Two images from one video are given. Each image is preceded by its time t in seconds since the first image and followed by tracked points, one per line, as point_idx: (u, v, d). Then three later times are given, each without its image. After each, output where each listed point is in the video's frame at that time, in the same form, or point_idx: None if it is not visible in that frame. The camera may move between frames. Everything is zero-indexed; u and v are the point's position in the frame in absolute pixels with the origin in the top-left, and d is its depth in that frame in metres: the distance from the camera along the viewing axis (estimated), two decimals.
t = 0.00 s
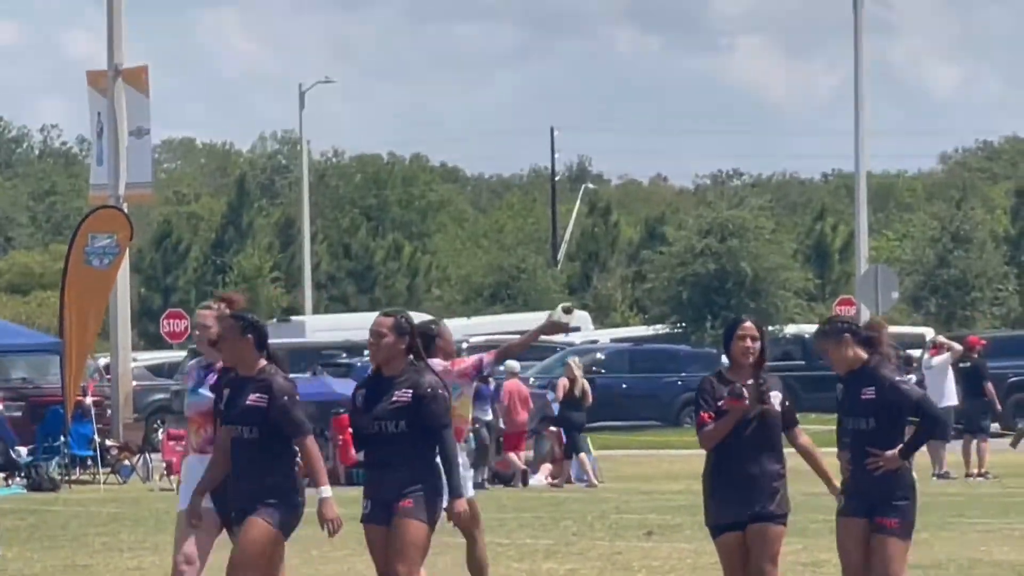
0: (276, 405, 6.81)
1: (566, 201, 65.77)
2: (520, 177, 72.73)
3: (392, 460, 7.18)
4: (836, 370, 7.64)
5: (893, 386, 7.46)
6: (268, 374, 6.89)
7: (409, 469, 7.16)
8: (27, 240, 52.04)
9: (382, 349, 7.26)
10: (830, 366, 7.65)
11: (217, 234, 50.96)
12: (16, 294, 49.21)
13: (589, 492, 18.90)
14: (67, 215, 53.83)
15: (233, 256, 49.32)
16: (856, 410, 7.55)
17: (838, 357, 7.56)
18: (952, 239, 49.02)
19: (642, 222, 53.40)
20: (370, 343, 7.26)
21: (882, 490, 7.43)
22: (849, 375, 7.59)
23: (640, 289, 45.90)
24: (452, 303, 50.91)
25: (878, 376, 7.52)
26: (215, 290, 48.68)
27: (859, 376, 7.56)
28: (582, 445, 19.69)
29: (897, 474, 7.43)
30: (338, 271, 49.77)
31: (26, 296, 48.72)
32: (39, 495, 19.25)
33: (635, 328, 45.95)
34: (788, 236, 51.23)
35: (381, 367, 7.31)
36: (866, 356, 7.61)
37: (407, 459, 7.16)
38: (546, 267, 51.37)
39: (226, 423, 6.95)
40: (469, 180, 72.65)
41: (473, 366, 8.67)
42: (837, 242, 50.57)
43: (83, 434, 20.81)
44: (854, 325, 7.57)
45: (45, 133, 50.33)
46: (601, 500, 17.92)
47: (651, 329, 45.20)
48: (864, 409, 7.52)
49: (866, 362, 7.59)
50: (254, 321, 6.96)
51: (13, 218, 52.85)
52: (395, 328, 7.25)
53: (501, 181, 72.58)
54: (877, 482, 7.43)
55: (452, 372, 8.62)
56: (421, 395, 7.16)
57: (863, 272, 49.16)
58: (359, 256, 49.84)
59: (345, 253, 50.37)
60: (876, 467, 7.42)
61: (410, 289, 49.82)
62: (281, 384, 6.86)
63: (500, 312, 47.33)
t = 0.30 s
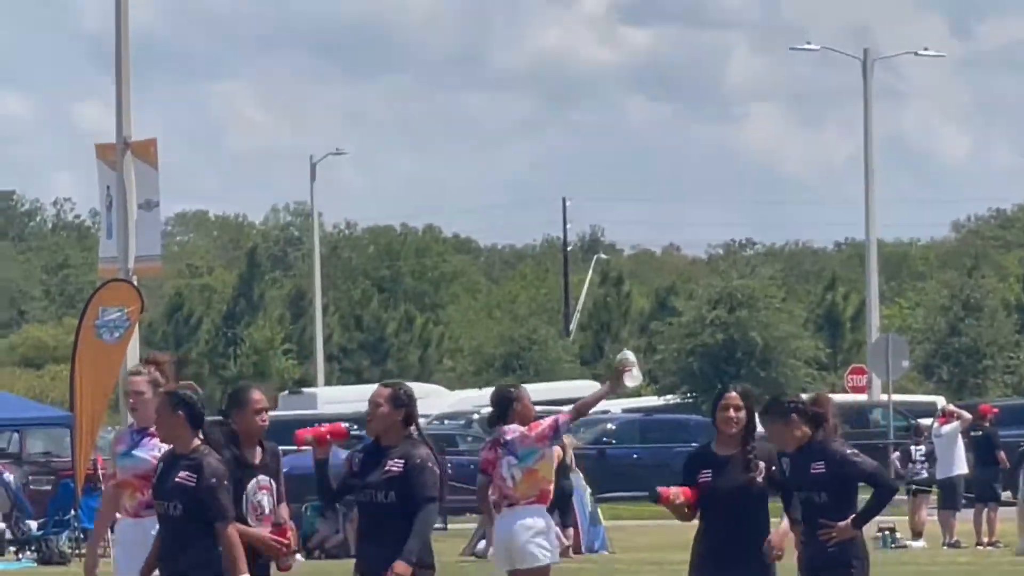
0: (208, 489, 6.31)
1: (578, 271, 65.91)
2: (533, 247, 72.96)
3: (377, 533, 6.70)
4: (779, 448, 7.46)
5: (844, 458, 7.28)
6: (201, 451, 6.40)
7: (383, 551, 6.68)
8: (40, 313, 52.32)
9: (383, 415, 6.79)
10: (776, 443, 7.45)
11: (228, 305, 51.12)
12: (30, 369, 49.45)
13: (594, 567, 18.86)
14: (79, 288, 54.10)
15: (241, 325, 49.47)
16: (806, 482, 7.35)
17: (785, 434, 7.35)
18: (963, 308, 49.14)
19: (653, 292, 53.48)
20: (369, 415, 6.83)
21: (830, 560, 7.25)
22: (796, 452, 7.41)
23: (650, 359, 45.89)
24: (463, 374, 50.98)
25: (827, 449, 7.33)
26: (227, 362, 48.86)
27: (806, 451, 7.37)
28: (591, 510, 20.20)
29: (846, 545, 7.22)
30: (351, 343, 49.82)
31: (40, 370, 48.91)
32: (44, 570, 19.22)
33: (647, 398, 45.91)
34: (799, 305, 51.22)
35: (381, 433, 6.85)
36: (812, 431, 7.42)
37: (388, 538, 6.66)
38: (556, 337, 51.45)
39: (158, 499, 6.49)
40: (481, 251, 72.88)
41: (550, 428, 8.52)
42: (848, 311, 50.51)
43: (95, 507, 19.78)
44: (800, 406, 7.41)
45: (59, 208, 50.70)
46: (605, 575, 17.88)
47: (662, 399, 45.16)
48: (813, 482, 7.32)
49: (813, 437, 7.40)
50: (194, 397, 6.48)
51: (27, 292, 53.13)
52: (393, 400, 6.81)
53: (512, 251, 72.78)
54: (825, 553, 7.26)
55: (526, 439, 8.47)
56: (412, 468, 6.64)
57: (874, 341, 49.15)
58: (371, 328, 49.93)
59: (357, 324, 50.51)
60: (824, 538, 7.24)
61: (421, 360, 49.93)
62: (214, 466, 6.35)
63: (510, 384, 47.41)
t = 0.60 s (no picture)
0: (204, 505, 8.11)
1: (577, 331, 80.26)
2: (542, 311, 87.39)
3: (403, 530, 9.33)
4: (679, 472, 9.37)
5: (729, 485, 9.29)
6: (207, 473, 8.22)
7: (407, 548, 9.29)
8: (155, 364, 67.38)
9: (410, 441, 9.34)
10: (680, 468, 9.34)
11: (302, 359, 65.14)
12: (148, 408, 63.31)
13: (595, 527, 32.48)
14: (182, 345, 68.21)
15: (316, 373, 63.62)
16: (700, 501, 9.34)
17: (684, 464, 9.27)
18: (878, 356, 63.79)
19: (636, 346, 67.81)
20: (403, 442, 9.43)
21: (718, 562, 9.24)
22: (693, 475, 9.33)
23: (631, 398, 59.93)
24: (486, 410, 64.99)
25: (715, 476, 9.32)
26: (303, 402, 62.61)
27: (701, 475, 9.34)
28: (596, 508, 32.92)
29: (728, 551, 9.23)
30: (399, 388, 63.72)
31: (157, 410, 62.79)
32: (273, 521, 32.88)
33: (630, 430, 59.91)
34: (749, 357, 65.55)
35: (409, 457, 9.41)
36: (706, 458, 9.35)
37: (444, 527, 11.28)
38: (561, 380, 65.63)
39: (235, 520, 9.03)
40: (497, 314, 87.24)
41: (610, 459, 10.46)
42: (788, 359, 64.62)
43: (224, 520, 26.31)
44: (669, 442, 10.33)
45: (170, 282, 64.87)
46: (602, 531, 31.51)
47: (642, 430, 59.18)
48: (705, 500, 9.32)
49: (707, 464, 9.33)
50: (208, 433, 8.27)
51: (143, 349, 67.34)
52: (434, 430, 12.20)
53: (522, 316, 87.08)
54: (714, 559, 9.24)
55: (594, 466, 10.34)
56: (429, 484, 9.25)
57: (807, 385, 63.25)
58: (414, 375, 63.80)
59: (404, 372, 64.43)
60: (714, 546, 9.24)
61: (454, 402, 63.67)
62: (214, 488, 8.16)
63: (525, 419, 61.46)
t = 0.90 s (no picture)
0: (221, 495, 10.48)
1: (578, 354, 95.36)
2: (549, 339, 102.39)
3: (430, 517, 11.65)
4: (626, 468, 11.97)
5: (662, 477, 11.81)
6: (220, 472, 10.58)
7: (432, 533, 11.63)
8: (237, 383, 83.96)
9: (439, 445, 11.75)
10: (625, 464, 11.94)
11: (354, 376, 79.73)
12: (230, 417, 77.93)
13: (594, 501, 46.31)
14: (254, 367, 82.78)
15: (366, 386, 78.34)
16: (642, 489, 11.87)
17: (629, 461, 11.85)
18: (822, 374, 77.29)
19: (628, 367, 82.59)
20: (430, 445, 11.77)
21: (656, 543, 11.82)
22: (637, 469, 11.92)
23: (621, 406, 74.44)
24: (505, 417, 79.90)
25: (654, 471, 11.88)
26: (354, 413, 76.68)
27: (642, 470, 11.91)
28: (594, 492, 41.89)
29: (669, 531, 11.82)
30: (433, 402, 77.85)
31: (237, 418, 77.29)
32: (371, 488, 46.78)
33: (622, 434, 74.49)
34: (718, 375, 80.53)
35: (436, 458, 11.77)
36: (644, 456, 11.94)
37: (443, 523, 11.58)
38: (567, 396, 80.28)
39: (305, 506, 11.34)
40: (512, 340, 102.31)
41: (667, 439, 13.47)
42: (749, 377, 79.35)
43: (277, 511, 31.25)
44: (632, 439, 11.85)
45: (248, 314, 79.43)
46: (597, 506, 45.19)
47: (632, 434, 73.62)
48: (646, 489, 11.85)
49: (645, 461, 11.91)
50: (223, 441, 10.63)
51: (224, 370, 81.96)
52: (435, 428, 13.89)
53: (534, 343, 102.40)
54: (655, 537, 11.81)
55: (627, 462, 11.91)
56: (452, 480, 11.57)
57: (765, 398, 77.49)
58: (446, 391, 78.04)
59: (438, 388, 78.66)
60: (657, 525, 11.80)
61: (478, 412, 78.10)
62: (225, 481, 10.54)
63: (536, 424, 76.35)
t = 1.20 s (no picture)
0: (200, 519, 11.32)
1: (575, 388, 101.12)
2: (550, 373, 108.29)
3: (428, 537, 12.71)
4: (579, 493, 12.22)
5: (612, 502, 12.11)
6: (192, 498, 11.40)
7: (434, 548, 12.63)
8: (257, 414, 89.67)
9: (436, 471, 12.74)
10: (574, 491, 12.25)
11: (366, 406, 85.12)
12: (249, 443, 83.75)
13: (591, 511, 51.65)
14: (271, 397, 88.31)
15: (377, 412, 83.75)
16: (592, 515, 12.14)
17: (579, 488, 12.16)
18: (803, 407, 76.87)
19: (622, 399, 87.99)
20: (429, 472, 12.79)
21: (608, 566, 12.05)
22: (584, 494, 12.20)
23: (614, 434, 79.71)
24: (507, 445, 85.44)
25: (604, 495, 12.18)
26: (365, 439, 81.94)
27: (591, 495, 12.20)
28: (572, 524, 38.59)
29: (621, 554, 12.07)
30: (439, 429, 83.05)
31: (256, 443, 83.03)
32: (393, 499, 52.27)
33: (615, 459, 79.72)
34: (706, 407, 86.14)
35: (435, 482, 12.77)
36: (594, 482, 12.25)
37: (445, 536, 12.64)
38: (564, 426, 85.62)
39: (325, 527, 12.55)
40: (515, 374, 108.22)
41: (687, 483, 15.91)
42: (735, 409, 84.58)
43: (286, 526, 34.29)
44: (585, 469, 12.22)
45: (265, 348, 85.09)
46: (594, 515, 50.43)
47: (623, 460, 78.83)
48: (594, 515, 12.13)
49: (595, 486, 12.22)
50: (193, 467, 11.48)
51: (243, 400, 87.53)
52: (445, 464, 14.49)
53: (535, 376, 108.51)
54: (606, 560, 12.04)
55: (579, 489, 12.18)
56: (451, 504, 12.62)
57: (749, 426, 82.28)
58: (451, 419, 83.40)
59: (444, 416, 84.04)
60: (607, 548, 12.06)
61: (481, 439, 83.46)
62: (199, 505, 11.37)
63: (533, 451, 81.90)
